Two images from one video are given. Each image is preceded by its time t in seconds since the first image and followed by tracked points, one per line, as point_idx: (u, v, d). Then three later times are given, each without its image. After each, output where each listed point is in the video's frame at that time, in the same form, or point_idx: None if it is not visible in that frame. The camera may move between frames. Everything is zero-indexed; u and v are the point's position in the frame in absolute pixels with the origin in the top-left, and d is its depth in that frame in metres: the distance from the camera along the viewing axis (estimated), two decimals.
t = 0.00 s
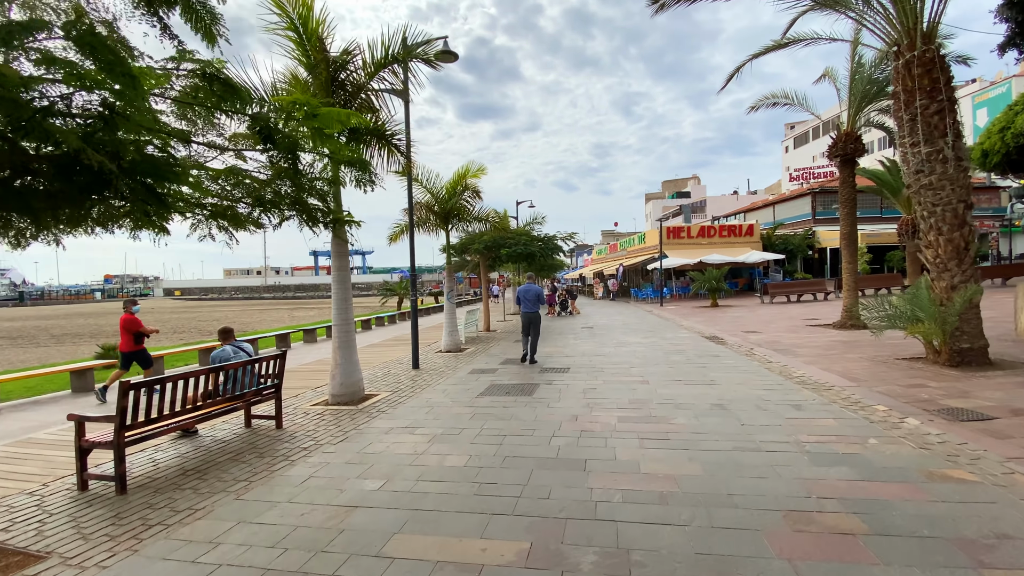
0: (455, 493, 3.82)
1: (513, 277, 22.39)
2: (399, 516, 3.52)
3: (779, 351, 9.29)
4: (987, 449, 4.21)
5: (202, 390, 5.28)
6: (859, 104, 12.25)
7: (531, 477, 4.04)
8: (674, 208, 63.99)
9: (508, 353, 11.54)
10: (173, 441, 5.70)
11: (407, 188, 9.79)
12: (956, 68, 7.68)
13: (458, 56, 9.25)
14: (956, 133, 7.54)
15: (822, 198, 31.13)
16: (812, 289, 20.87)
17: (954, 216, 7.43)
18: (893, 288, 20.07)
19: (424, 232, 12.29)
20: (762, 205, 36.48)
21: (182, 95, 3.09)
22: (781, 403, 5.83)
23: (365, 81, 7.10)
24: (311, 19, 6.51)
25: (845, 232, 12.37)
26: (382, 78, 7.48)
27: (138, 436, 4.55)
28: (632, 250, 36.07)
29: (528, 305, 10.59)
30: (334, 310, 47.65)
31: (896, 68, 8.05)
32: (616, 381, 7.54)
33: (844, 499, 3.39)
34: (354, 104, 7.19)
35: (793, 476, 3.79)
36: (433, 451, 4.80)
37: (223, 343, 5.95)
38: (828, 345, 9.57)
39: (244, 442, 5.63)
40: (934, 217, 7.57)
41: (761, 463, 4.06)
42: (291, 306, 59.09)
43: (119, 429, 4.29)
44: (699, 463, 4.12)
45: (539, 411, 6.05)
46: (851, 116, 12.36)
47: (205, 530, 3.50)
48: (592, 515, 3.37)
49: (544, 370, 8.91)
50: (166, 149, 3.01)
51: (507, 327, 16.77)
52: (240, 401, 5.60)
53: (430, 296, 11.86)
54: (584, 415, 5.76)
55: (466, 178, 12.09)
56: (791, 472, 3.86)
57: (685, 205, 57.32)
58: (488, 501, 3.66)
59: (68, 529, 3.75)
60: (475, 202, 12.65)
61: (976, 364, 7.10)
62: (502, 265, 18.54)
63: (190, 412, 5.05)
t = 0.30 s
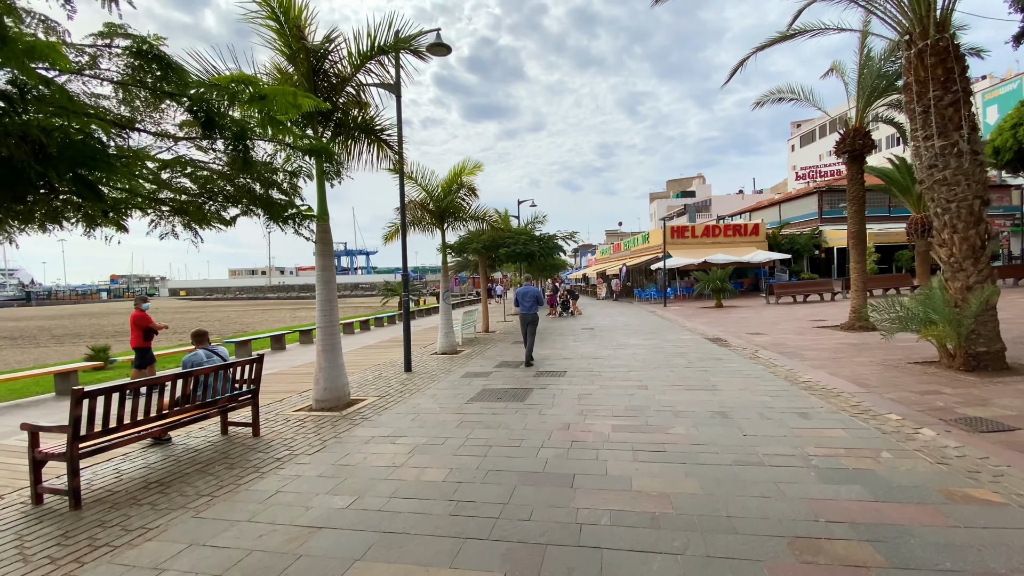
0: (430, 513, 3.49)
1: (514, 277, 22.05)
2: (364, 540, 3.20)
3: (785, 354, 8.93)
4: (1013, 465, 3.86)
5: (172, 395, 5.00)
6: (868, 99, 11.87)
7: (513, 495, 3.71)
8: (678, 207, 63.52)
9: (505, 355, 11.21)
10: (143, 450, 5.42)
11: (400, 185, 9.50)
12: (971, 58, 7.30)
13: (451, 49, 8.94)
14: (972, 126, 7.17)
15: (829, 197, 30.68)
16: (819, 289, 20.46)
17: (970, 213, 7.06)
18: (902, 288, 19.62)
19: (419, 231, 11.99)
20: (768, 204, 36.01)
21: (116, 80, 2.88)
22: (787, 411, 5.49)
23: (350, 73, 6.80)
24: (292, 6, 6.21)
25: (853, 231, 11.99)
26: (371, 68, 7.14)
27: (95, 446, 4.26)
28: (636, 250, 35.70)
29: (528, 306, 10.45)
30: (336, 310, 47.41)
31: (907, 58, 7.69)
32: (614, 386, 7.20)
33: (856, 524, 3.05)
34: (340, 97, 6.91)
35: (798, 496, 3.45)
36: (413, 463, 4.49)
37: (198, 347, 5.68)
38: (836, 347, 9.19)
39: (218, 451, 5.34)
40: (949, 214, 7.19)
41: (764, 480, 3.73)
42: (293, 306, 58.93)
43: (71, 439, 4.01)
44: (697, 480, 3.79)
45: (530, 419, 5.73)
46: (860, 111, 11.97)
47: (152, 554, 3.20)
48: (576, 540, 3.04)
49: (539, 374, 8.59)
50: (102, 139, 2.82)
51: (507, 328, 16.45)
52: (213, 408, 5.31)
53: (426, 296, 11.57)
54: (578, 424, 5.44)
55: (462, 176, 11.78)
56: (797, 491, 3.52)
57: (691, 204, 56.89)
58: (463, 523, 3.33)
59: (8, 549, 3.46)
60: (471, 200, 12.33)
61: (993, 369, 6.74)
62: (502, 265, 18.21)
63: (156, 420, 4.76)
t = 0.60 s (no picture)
0: (397, 538, 3.17)
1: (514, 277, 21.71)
2: (321, 569, 2.89)
3: (789, 357, 8.57)
4: None
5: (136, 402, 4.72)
6: (876, 93, 11.49)
7: (490, 517, 3.39)
8: (681, 206, 63.02)
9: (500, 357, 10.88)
10: (107, 460, 5.12)
11: (390, 182, 9.19)
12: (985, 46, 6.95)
13: (442, 41, 8.64)
14: (987, 118, 6.80)
15: (835, 195, 30.23)
16: (824, 289, 20.07)
17: (985, 209, 6.70)
18: (909, 288, 19.21)
19: (413, 229, 11.68)
20: (773, 203, 35.56)
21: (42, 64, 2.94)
22: (791, 420, 5.13)
23: (332, 63, 6.50)
24: None
25: (860, 229, 11.61)
26: (355, 59, 6.84)
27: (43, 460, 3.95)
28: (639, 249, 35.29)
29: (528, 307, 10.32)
30: (336, 310, 47.15)
31: (918, 47, 7.32)
32: (609, 392, 6.85)
33: (870, 555, 2.71)
34: (321, 89, 6.61)
35: (804, 520, 3.11)
36: (387, 478, 4.16)
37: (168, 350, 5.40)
38: (842, 350, 8.82)
39: (186, 460, 5.04)
40: (963, 210, 6.83)
41: (765, 501, 3.39)
42: (295, 306, 58.74)
43: (14, 452, 3.72)
44: (692, 500, 3.46)
45: (518, 428, 5.40)
46: (867, 105, 11.59)
47: None
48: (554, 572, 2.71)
49: (533, 378, 8.26)
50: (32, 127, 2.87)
51: (505, 328, 16.12)
52: (182, 415, 5.02)
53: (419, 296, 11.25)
54: (567, 434, 5.10)
55: (456, 173, 11.47)
56: (803, 515, 3.18)
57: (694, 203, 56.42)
58: (431, 550, 3.01)
59: None
60: (466, 198, 12.02)
61: (1010, 374, 6.37)
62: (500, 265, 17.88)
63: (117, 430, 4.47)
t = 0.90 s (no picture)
0: (362, 565, 2.85)
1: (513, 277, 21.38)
2: None
3: (795, 360, 8.22)
4: None
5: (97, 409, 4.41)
6: (885, 87, 11.12)
7: (465, 539, 3.06)
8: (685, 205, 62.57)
9: (496, 359, 10.56)
10: (69, 471, 4.81)
11: (381, 178, 8.89)
12: (1004, 33, 6.59)
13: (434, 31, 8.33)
14: (1007, 109, 6.43)
15: (840, 194, 29.80)
16: (830, 289, 19.67)
17: (1005, 206, 6.32)
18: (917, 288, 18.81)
19: (407, 228, 11.38)
20: (778, 202, 35.13)
21: None
22: (800, 430, 4.78)
23: (314, 53, 6.22)
24: None
25: (868, 227, 11.24)
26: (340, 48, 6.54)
27: None
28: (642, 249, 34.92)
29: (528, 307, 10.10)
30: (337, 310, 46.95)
31: (932, 35, 6.96)
32: (606, 397, 6.51)
33: None
34: (302, 80, 6.32)
35: (815, 547, 2.78)
36: (361, 493, 3.83)
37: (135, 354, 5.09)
38: (851, 353, 8.46)
39: (152, 471, 4.73)
40: (982, 207, 6.45)
41: (771, 523, 3.06)
42: (297, 306, 58.58)
43: None
44: (690, 522, 3.12)
45: (507, 437, 5.07)
46: (876, 100, 11.22)
47: None
48: None
49: (528, 381, 7.93)
50: None
51: (503, 329, 15.79)
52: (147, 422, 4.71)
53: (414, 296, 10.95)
54: (559, 443, 4.77)
55: (452, 170, 11.16)
56: (816, 541, 2.84)
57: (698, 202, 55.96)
58: None
59: None
60: (462, 195, 11.71)
61: None
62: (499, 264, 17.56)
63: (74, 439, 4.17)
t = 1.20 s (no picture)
0: None
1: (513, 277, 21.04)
2: None
3: (803, 364, 7.86)
4: None
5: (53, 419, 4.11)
6: (894, 80, 10.74)
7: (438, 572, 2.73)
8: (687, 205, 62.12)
9: (491, 362, 10.23)
10: (26, 484, 4.48)
11: (371, 175, 8.58)
12: None
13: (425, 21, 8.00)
14: None
15: (845, 193, 29.39)
16: (835, 289, 19.28)
17: None
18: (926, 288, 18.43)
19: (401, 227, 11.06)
20: (782, 201, 34.71)
21: None
22: (811, 442, 4.42)
23: (294, 40, 5.90)
24: None
25: (877, 225, 10.87)
26: (322, 36, 6.23)
27: None
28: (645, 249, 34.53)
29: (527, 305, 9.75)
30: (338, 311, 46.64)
31: (948, 22, 6.59)
32: (603, 405, 6.16)
33: None
34: (283, 68, 6.00)
35: None
36: (330, 515, 3.50)
37: (98, 359, 4.79)
38: (861, 356, 8.09)
39: (112, 485, 4.40)
40: (1002, 203, 6.06)
41: (784, 554, 2.71)
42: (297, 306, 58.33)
43: None
44: (692, 552, 2.78)
45: (496, 448, 4.72)
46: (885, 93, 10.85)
47: None
48: None
49: (523, 386, 7.58)
50: None
51: (501, 331, 15.46)
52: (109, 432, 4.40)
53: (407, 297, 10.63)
54: (550, 456, 4.43)
55: (447, 167, 10.83)
56: None
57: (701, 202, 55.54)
58: None
59: None
60: (457, 193, 11.38)
61: None
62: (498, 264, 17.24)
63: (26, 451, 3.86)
